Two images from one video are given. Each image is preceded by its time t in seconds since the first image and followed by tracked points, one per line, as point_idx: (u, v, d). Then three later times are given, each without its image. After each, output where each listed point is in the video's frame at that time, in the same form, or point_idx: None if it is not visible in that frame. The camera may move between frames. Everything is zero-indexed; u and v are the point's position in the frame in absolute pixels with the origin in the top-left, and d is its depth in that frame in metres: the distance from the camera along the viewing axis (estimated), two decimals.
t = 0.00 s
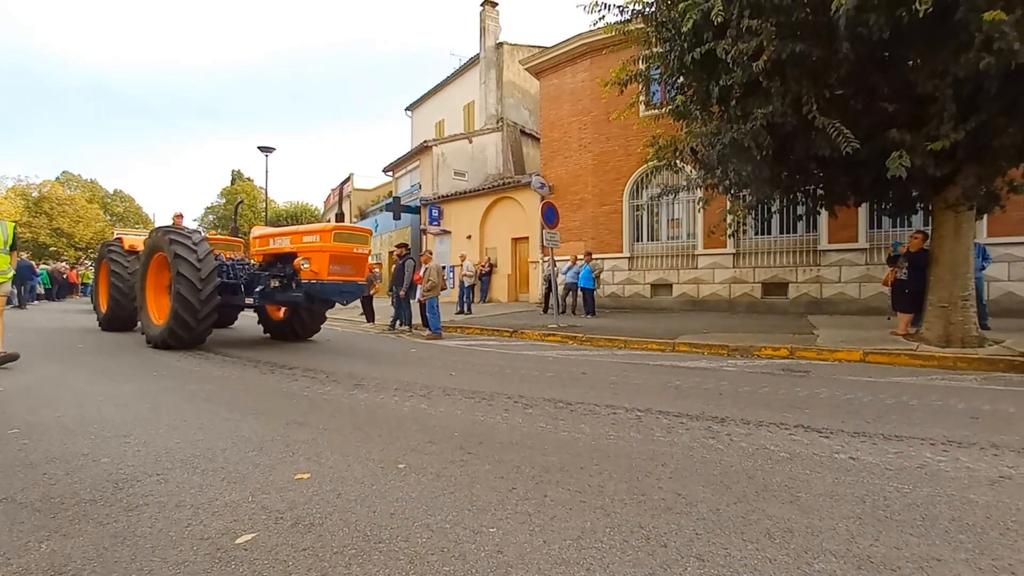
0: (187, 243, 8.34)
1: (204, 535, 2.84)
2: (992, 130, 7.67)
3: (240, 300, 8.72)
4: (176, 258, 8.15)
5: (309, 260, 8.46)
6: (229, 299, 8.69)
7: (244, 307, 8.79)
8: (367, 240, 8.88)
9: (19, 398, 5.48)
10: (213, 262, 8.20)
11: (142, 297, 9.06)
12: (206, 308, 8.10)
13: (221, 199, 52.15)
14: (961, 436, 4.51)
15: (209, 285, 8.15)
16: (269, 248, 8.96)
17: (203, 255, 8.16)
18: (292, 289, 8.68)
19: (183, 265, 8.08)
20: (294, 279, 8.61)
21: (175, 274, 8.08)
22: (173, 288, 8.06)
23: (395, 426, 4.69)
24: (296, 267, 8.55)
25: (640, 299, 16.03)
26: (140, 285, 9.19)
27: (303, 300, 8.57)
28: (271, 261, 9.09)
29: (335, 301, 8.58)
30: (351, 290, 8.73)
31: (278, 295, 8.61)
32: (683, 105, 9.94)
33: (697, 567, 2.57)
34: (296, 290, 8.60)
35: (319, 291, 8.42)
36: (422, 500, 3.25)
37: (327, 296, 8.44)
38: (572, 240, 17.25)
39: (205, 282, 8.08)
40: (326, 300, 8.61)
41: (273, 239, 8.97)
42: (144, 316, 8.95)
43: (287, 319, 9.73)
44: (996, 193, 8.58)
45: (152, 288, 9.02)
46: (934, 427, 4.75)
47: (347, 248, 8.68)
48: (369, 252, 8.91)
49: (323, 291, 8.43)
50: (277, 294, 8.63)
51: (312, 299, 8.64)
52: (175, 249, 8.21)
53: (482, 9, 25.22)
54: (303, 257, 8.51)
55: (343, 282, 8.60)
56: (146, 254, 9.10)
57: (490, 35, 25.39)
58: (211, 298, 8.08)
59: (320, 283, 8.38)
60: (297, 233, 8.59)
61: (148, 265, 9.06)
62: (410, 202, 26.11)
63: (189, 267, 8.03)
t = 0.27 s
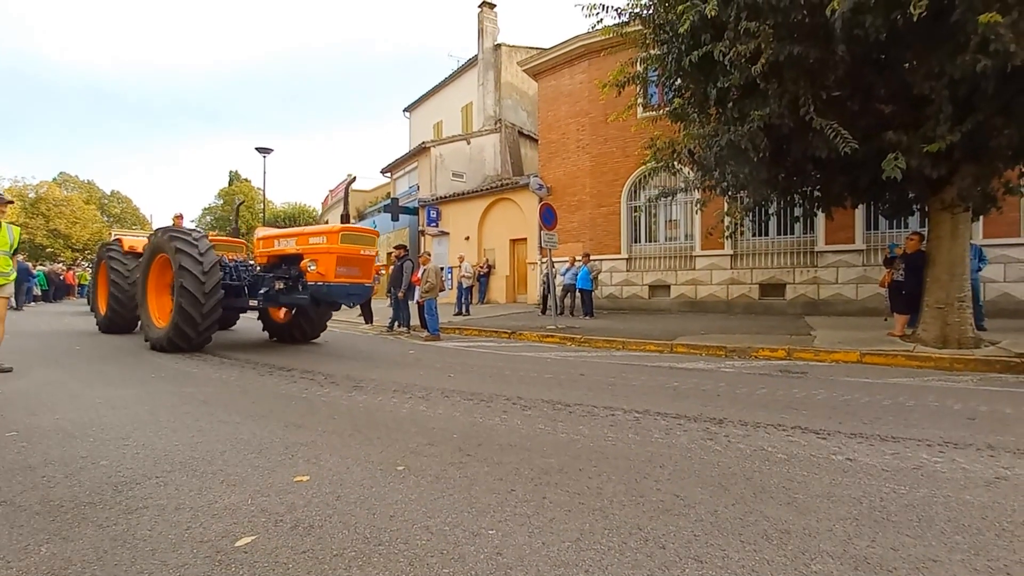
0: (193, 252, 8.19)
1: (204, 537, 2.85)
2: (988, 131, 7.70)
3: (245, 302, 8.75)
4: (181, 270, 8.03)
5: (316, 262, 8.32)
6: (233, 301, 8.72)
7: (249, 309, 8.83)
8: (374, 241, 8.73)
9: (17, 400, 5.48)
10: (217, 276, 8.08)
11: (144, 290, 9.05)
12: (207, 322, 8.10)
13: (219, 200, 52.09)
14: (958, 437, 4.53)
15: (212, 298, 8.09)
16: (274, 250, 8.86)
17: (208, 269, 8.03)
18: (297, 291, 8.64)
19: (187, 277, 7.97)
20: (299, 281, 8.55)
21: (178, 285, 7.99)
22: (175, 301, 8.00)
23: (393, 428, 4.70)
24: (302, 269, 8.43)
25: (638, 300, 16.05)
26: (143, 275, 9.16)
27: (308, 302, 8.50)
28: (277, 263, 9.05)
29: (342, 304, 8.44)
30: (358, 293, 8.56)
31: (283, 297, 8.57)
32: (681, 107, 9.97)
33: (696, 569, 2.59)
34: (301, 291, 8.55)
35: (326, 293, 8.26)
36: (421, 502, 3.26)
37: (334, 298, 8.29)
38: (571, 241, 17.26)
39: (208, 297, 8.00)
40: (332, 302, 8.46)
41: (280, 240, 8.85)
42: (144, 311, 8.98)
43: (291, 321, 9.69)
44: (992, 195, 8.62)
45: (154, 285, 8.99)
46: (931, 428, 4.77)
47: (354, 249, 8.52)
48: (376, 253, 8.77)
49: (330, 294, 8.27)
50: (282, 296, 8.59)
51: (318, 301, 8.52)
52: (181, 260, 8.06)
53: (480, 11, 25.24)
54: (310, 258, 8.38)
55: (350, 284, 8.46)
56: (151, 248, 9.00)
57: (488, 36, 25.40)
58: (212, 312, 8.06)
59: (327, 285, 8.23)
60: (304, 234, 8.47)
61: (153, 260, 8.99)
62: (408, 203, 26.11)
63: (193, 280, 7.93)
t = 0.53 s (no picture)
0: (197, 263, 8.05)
1: (201, 542, 2.85)
2: (982, 134, 7.75)
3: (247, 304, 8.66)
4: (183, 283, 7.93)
5: (322, 264, 8.29)
6: (235, 303, 8.62)
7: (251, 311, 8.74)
8: (380, 242, 8.67)
9: (13, 405, 5.47)
10: (219, 292, 7.99)
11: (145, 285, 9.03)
12: (205, 336, 8.11)
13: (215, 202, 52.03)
14: (952, 438, 4.55)
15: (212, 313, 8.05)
16: (277, 252, 8.84)
17: (211, 284, 7.92)
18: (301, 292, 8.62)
19: (187, 291, 7.88)
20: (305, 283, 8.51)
21: (179, 298, 7.93)
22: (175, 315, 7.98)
23: (391, 430, 4.70)
24: (307, 271, 8.40)
25: (635, 302, 16.07)
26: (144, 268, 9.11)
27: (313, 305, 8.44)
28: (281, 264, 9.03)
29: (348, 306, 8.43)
30: (364, 295, 8.53)
31: (287, 299, 8.54)
32: (677, 110, 10.00)
33: (693, 570, 2.60)
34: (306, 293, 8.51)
35: (331, 296, 8.24)
36: (419, 505, 3.26)
37: (339, 301, 8.27)
38: (568, 242, 17.28)
39: (208, 313, 7.96)
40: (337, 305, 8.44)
41: (284, 241, 8.81)
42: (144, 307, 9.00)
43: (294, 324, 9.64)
44: (986, 197, 8.67)
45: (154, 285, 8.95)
46: (926, 429, 4.79)
47: (360, 251, 8.47)
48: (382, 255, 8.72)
49: (335, 296, 8.25)
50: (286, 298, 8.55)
51: (322, 304, 8.48)
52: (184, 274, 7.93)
53: (476, 13, 25.27)
54: (315, 260, 8.35)
55: (356, 286, 8.42)
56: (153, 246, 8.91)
57: (485, 39, 25.43)
58: (212, 327, 8.05)
59: (333, 288, 8.21)
60: (310, 235, 8.43)
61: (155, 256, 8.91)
62: (405, 205, 26.10)
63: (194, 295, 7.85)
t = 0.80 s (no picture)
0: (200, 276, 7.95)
1: (196, 547, 2.85)
2: (977, 136, 7.78)
3: (250, 307, 8.48)
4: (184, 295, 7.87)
5: (328, 266, 8.28)
6: (238, 306, 8.48)
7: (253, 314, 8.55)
8: (386, 245, 8.67)
9: (8, 409, 5.46)
10: (221, 308, 7.96)
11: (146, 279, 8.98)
12: (204, 348, 8.19)
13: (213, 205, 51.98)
14: (949, 439, 4.56)
15: (212, 328, 8.07)
16: (281, 255, 8.84)
17: (213, 300, 7.87)
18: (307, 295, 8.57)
19: (189, 306, 7.85)
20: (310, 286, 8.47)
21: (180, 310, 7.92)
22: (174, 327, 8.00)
23: (388, 434, 4.70)
24: (313, 274, 8.37)
25: (633, 304, 16.08)
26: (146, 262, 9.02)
27: (318, 308, 8.37)
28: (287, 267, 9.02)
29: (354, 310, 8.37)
30: (370, 298, 8.48)
31: (292, 302, 8.47)
32: (674, 112, 10.02)
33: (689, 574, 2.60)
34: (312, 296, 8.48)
35: (338, 299, 8.19)
36: (416, 509, 3.26)
37: (345, 304, 8.21)
38: (565, 245, 17.29)
39: (208, 329, 7.97)
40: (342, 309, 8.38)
41: (290, 244, 8.81)
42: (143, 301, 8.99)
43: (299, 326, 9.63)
44: (981, 199, 8.70)
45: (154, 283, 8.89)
46: (923, 431, 4.80)
47: (367, 254, 8.46)
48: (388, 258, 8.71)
49: (342, 299, 8.20)
50: (291, 301, 8.47)
51: (329, 307, 8.42)
52: (186, 287, 7.85)
53: (474, 16, 25.31)
54: (322, 263, 8.34)
55: (362, 289, 8.39)
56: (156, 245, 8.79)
57: (483, 41, 25.46)
58: (211, 341, 8.11)
59: (340, 290, 8.18)
60: (316, 238, 8.44)
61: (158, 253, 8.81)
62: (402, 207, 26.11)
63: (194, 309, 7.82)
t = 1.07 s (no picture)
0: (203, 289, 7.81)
1: (192, 549, 2.85)
2: (972, 137, 7.82)
3: (254, 309, 8.43)
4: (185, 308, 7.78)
5: (334, 267, 8.18)
6: (240, 308, 8.41)
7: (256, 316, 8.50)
8: (393, 246, 8.57)
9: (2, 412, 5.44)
10: (221, 324, 7.93)
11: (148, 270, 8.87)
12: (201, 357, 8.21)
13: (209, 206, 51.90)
14: (944, 439, 4.58)
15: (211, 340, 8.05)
16: (287, 256, 8.75)
17: (214, 316, 7.81)
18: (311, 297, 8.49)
19: (189, 322, 7.77)
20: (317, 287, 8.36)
21: (180, 321, 7.84)
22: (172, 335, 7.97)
23: (384, 435, 4.70)
24: (319, 275, 8.27)
25: (630, 304, 16.10)
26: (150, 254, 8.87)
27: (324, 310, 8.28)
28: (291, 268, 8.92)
29: (361, 311, 8.26)
30: (377, 299, 8.38)
31: (296, 304, 8.41)
32: (670, 113, 10.04)
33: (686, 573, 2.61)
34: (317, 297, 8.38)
35: (344, 300, 8.09)
36: (412, 511, 3.26)
37: (352, 305, 8.11)
38: (562, 246, 17.30)
39: (207, 342, 7.94)
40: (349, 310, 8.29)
41: (295, 244, 8.72)
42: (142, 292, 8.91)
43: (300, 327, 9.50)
44: (976, 200, 8.74)
45: (155, 278, 8.78)
46: (918, 430, 4.82)
47: (374, 254, 8.36)
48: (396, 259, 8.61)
49: (349, 300, 8.10)
50: (295, 302, 8.43)
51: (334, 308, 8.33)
52: (187, 300, 7.74)
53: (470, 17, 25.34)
54: (328, 263, 8.25)
55: (369, 290, 8.27)
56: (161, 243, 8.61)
57: (479, 42, 25.48)
58: (209, 352, 8.12)
59: (347, 291, 8.08)
60: (322, 238, 8.34)
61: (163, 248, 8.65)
62: (399, 208, 26.11)
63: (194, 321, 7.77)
